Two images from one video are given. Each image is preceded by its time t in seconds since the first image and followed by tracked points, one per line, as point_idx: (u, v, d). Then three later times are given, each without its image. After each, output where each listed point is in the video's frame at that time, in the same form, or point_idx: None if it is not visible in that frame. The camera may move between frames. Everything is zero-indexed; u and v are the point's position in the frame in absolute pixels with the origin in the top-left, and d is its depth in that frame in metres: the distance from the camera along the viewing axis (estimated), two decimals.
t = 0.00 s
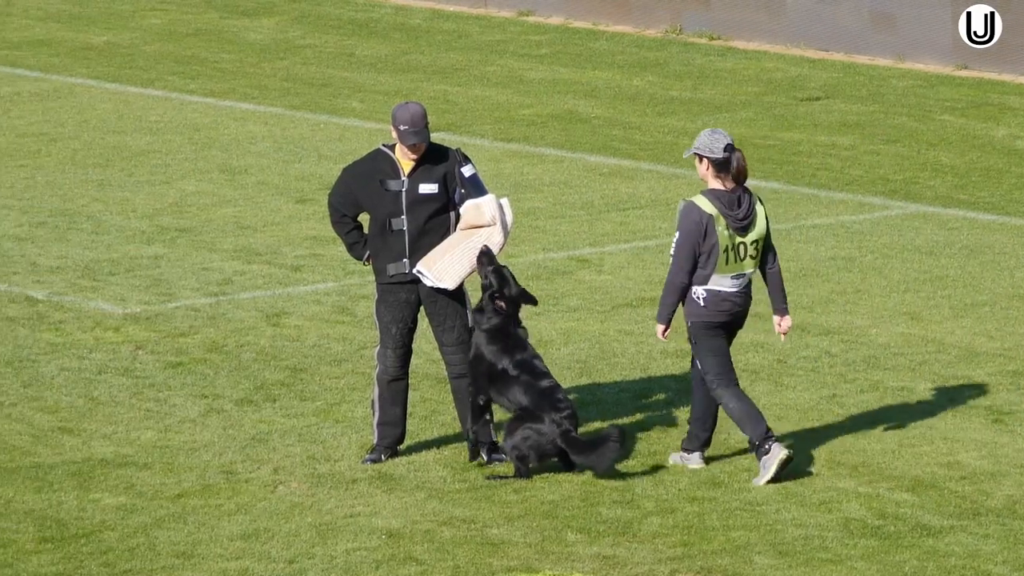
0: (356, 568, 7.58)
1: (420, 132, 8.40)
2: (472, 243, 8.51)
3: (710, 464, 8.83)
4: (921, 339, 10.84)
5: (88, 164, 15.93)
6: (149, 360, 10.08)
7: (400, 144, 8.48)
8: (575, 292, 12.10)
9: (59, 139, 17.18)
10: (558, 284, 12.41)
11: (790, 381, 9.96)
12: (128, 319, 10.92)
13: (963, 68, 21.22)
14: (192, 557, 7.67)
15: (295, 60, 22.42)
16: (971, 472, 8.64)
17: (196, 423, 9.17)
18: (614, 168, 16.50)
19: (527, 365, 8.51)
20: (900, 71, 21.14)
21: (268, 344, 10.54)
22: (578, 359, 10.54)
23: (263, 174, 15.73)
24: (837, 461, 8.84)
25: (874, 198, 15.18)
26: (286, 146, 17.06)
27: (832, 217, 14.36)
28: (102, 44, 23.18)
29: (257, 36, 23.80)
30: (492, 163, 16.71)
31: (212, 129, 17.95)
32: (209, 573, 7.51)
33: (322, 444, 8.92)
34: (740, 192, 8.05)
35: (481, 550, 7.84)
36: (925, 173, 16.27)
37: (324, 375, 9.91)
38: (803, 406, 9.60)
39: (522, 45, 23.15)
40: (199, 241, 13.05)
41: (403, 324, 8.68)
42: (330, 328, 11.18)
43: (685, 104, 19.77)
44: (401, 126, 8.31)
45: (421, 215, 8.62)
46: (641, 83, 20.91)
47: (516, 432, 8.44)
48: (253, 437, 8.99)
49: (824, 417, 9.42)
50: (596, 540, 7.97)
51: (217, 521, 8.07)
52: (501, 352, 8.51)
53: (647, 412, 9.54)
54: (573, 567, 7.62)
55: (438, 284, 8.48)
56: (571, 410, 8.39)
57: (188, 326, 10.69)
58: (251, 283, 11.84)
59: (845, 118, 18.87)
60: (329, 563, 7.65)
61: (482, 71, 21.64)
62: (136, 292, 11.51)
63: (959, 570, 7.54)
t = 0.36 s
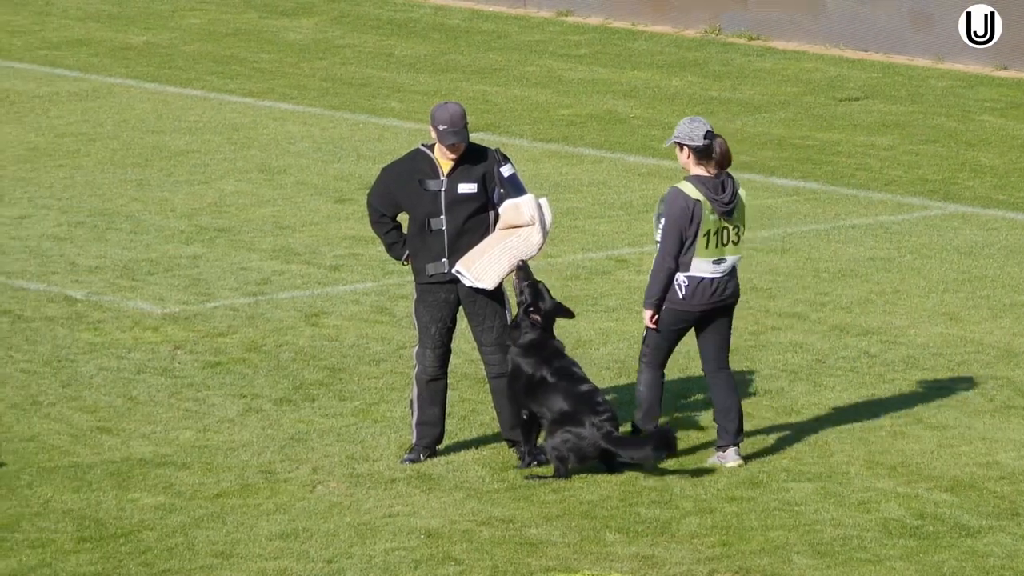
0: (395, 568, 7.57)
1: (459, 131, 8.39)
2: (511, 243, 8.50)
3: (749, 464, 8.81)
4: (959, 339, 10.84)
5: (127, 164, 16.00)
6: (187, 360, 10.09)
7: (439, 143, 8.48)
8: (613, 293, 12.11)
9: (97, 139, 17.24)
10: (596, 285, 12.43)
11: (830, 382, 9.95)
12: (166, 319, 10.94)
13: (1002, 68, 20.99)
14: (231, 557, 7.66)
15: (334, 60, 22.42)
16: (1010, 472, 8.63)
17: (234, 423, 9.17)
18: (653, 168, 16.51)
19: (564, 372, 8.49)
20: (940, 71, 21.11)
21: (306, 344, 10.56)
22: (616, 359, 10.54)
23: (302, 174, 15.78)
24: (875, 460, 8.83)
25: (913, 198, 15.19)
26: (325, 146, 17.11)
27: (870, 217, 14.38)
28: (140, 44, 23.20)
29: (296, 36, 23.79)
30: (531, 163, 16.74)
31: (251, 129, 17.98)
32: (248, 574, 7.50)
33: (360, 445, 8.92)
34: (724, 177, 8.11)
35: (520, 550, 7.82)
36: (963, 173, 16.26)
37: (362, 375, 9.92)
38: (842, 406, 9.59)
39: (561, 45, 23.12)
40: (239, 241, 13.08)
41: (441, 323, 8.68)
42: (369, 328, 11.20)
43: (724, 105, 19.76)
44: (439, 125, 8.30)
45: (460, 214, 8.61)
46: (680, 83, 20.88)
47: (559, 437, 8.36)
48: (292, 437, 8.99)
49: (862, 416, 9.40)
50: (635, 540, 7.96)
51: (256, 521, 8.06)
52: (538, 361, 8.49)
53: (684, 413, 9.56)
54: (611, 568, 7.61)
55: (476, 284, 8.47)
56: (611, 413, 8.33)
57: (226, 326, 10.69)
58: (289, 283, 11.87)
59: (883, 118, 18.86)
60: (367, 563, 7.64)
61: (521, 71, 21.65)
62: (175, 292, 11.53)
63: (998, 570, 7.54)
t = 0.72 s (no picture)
0: (440, 568, 7.51)
1: (504, 131, 8.35)
2: (555, 243, 8.42)
3: (793, 464, 8.76)
4: (1003, 339, 10.85)
5: (171, 164, 16.20)
6: (231, 359, 10.17)
7: (483, 143, 8.44)
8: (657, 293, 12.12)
9: (141, 140, 17.41)
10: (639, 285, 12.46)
11: (874, 383, 9.93)
12: (209, 319, 11.09)
13: None
14: (275, 557, 7.61)
15: (377, 60, 22.39)
16: None
17: (278, 423, 9.20)
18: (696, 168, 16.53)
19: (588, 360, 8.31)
20: (984, 71, 20.95)
21: (351, 344, 10.64)
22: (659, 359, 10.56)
23: (345, 174, 16.01)
24: (919, 460, 8.78)
25: (957, 198, 15.20)
26: (368, 146, 17.22)
27: (914, 217, 14.40)
28: (184, 44, 23.22)
29: (340, 36, 23.72)
30: (575, 163, 16.75)
31: (295, 129, 18.05)
32: (292, 573, 7.45)
33: (404, 444, 8.93)
34: (711, 181, 8.18)
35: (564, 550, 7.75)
36: (1007, 173, 16.25)
37: (407, 375, 9.97)
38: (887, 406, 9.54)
39: (605, 45, 23.01)
40: (282, 240, 13.31)
41: (486, 323, 8.66)
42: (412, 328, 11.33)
43: (768, 104, 19.76)
44: (483, 125, 8.28)
45: (504, 214, 8.58)
46: (723, 83, 20.82)
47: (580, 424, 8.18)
48: (336, 437, 9.00)
49: (906, 416, 9.36)
50: (679, 540, 7.89)
51: (300, 521, 8.02)
52: (562, 349, 8.32)
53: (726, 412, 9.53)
54: (656, 568, 7.54)
55: (521, 285, 8.40)
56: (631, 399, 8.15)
57: (271, 326, 10.82)
58: (333, 283, 12.02)
59: (927, 118, 18.83)
60: (411, 563, 7.58)
61: (564, 71, 21.64)
62: (219, 291, 11.75)
63: None
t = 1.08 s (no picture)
0: (468, 568, 7.33)
1: (533, 131, 8.17)
2: (585, 243, 8.22)
3: (823, 464, 8.61)
4: None
5: (199, 164, 16.21)
6: (260, 360, 10.31)
7: (512, 143, 8.27)
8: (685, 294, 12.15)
9: (170, 139, 17.43)
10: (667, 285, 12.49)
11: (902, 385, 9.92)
12: (238, 318, 11.24)
13: None
14: (303, 557, 7.46)
15: (407, 59, 22.40)
16: None
17: (307, 423, 9.26)
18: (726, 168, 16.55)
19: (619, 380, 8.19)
20: (1014, 72, 20.66)
21: (379, 344, 10.75)
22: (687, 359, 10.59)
23: (374, 173, 16.02)
24: (951, 461, 8.68)
25: (986, 199, 15.20)
26: (397, 146, 17.23)
27: (943, 218, 14.41)
28: (213, 44, 23.24)
29: (369, 36, 23.71)
30: (604, 163, 16.77)
31: (324, 129, 18.08)
32: (320, 573, 7.30)
33: (432, 445, 8.92)
34: (718, 173, 8.07)
35: (592, 550, 7.55)
36: None
37: (436, 375, 10.10)
38: (917, 407, 9.50)
39: (633, 44, 23.00)
40: (311, 239, 13.44)
41: (514, 323, 8.56)
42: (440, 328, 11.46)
43: (797, 105, 19.75)
44: (512, 125, 8.11)
45: (533, 215, 8.43)
46: (751, 83, 20.80)
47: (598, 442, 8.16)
48: (365, 437, 9.00)
49: (936, 417, 9.33)
50: (707, 540, 7.63)
51: (329, 521, 7.89)
52: (594, 366, 8.20)
53: (757, 412, 9.49)
54: (684, 568, 7.31)
55: (549, 284, 8.23)
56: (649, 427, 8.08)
57: (299, 326, 11.04)
58: (361, 283, 12.15)
59: (957, 118, 18.82)
60: (439, 563, 7.40)
61: (594, 71, 21.62)
62: (247, 290, 11.92)
63: None
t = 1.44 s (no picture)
0: (481, 568, 7.33)
1: (546, 131, 8.15)
2: (598, 244, 8.19)
3: (836, 465, 8.61)
4: None
5: (213, 164, 16.23)
6: (273, 360, 10.31)
7: (526, 143, 8.25)
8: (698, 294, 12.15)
9: (183, 139, 17.45)
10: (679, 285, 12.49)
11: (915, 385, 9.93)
12: (252, 318, 11.25)
13: None
14: (317, 557, 7.46)
15: (420, 59, 22.41)
16: None
17: (320, 423, 9.26)
18: (739, 168, 16.56)
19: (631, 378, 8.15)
20: None
21: (392, 344, 10.75)
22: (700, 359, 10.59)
23: (387, 173, 16.03)
24: (964, 461, 8.67)
25: (1000, 199, 15.20)
26: (411, 146, 17.24)
27: (956, 218, 14.41)
28: (227, 43, 23.25)
29: (383, 36, 23.72)
30: (617, 163, 16.78)
31: (337, 129, 18.09)
32: (335, 573, 7.30)
33: (445, 445, 8.92)
34: (723, 172, 8.04)
35: (605, 550, 7.54)
36: None
37: (449, 375, 10.10)
38: (930, 408, 9.49)
39: (646, 45, 23.01)
40: (324, 240, 13.43)
41: (527, 324, 8.53)
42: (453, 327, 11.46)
43: (810, 105, 19.74)
44: (525, 126, 8.09)
45: (547, 215, 8.40)
46: (764, 84, 20.79)
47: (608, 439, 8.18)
48: (378, 437, 9.01)
49: (949, 418, 9.32)
50: (721, 540, 7.63)
51: (342, 521, 7.89)
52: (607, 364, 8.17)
53: (770, 412, 9.49)
54: (697, 568, 7.30)
55: (562, 284, 8.24)
56: (658, 427, 8.06)
57: (312, 327, 11.03)
58: (374, 283, 12.15)
59: (969, 119, 18.82)
60: (453, 563, 7.40)
61: (607, 72, 21.61)
62: (261, 291, 11.91)
63: None
